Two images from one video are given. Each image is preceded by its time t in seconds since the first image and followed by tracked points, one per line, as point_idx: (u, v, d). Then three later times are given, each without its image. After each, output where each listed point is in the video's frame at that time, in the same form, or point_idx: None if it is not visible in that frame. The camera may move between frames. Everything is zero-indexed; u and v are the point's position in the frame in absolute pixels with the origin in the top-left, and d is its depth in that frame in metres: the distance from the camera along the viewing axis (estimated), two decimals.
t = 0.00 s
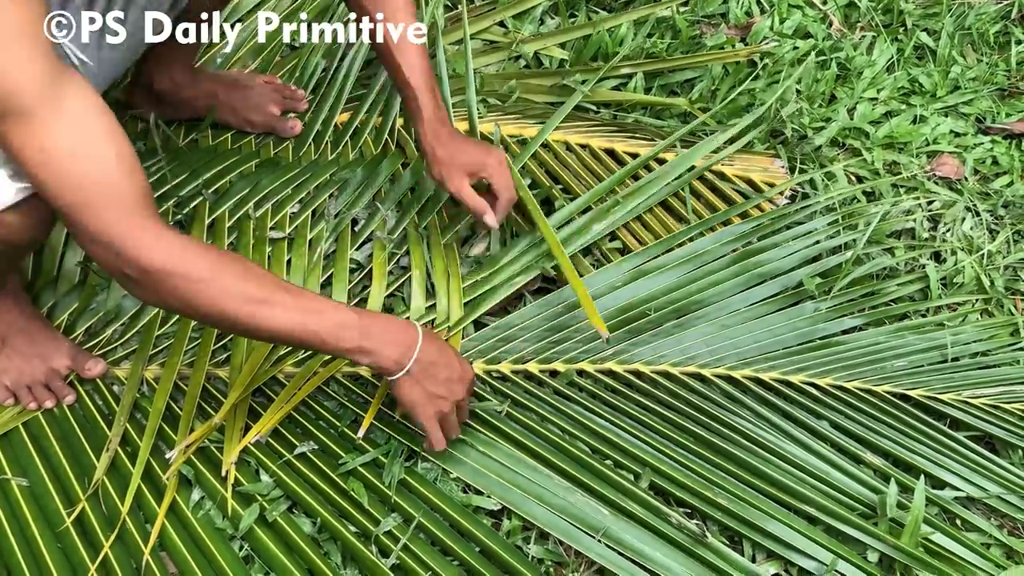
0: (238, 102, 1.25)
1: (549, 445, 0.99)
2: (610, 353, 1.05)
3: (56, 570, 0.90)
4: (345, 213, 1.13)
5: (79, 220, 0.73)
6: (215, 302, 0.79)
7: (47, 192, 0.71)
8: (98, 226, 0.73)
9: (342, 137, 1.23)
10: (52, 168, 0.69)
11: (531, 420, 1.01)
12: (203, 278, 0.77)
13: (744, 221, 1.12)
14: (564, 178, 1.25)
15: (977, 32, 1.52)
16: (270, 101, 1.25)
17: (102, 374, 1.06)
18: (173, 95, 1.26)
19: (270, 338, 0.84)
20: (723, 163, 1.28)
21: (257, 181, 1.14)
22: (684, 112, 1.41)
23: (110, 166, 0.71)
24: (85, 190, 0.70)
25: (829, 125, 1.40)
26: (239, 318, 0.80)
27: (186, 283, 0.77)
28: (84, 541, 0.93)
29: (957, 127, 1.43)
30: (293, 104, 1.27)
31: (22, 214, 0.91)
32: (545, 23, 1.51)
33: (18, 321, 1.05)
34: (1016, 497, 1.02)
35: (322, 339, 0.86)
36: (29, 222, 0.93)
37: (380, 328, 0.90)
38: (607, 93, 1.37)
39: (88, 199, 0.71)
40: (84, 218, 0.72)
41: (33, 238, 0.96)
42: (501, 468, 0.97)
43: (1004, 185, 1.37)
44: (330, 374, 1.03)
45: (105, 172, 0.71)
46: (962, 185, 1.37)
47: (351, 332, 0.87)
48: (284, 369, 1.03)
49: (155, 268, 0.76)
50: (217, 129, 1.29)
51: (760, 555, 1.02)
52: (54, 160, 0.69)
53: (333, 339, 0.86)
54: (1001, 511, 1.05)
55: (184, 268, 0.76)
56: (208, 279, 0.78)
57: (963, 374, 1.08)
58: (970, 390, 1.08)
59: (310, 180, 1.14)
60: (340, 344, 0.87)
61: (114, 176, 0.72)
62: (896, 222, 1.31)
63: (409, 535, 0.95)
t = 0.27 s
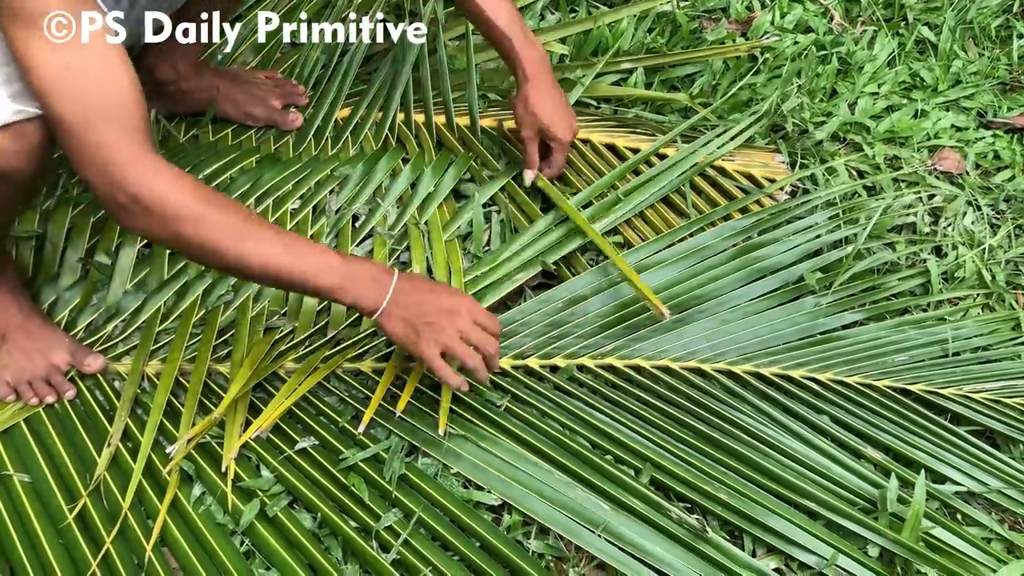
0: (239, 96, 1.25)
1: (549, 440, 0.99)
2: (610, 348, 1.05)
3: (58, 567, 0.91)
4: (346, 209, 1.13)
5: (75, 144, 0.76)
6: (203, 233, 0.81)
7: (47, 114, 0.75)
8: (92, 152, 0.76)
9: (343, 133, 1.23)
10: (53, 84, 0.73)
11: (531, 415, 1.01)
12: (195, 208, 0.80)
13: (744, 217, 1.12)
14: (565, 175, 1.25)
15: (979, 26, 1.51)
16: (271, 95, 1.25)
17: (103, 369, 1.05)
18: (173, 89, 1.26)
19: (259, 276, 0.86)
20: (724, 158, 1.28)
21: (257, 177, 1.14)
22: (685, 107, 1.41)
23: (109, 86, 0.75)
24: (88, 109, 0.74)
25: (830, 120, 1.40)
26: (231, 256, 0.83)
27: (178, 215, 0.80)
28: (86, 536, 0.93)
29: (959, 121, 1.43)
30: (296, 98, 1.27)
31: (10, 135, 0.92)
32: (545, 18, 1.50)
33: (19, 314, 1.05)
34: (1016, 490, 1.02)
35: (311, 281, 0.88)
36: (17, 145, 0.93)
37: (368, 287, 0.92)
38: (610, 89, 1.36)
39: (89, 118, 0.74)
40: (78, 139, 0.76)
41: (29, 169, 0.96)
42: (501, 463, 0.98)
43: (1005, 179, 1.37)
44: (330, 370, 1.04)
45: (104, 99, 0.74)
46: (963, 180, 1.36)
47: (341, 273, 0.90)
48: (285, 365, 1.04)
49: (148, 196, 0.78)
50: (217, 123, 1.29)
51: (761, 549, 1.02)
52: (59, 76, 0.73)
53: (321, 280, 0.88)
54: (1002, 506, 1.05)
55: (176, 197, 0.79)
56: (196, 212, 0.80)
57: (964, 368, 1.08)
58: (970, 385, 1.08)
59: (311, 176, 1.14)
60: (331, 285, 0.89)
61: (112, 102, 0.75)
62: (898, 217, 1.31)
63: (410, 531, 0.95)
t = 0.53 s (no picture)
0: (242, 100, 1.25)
1: (549, 442, 0.99)
2: (611, 350, 1.06)
3: (58, 568, 0.91)
4: (347, 212, 1.14)
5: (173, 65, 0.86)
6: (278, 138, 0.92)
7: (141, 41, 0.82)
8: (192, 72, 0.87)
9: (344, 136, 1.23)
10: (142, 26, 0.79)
11: (531, 416, 1.01)
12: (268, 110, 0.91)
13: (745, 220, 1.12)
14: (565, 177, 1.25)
15: (978, 30, 1.51)
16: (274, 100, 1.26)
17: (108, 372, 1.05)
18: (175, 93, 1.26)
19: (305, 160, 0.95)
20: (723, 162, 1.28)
21: (259, 180, 1.15)
22: (684, 111, 1.41)
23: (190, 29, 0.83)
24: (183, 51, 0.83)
25: (829, 123, 1.41)
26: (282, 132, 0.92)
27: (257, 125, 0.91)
28: (87, 537, 0.93)
29: (958, 125, 1.43)
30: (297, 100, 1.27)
31: (50, 125, 0.80)
32: (545, 21, 1.51)
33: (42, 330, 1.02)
34: (1014, 493, 1.02)
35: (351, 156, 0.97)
36: (66, 136, 0.81)
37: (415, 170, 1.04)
38: (611, 92, 1.35)
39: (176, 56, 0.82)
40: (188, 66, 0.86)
41: (78, 162, 0.84)
42: (501, 464, 0.98)
43: (1004, 182, 1.37)
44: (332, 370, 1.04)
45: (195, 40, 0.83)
46: (962, 183, 1.37)
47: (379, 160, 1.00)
48: (288, 364, 1.04)
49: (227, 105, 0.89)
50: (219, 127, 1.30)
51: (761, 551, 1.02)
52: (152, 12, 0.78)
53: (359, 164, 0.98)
54: (1001, 508, 1.05)
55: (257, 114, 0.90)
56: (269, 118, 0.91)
57: (964, 371, 1.08)
58: (971, 388, 1.08)
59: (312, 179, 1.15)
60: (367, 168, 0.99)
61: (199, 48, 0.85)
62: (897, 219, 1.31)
63: (409, 532, 0.95)
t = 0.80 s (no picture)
0: (242, 101, 1.25)
1: (548, 443, 0.99)
2: (610, 352, 1.06)
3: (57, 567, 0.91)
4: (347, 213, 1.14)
5: (186, 194, 0.79)
6: (302, 236, 0.88)
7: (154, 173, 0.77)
8: (211, 199, 0.80)
9: (344, 137, 1.23)
10: (153, 146, 0.75)
11: (530, 417, 1.01)
12: (292, 209, 0.86)
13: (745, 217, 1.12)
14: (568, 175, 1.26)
15: (977, 30, 1.51)
16: (273, 98, 1.25)
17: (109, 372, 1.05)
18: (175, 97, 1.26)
19: (345, 254, 0.93)
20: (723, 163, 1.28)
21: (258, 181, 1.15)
22: (683, 111, 1.41)
23: (192, 123, 0.77)
24: (196, 155, 0.77)
25: (829, 123, 1.41)
26: (324, 239, 0.89)
27: (289, 224, 0.86)
28: (85, 537, 0.93)
29: (957, 125, 1.43)
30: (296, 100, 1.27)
31: (85, 216, 0.83)
32: (544, 22, 1.51)
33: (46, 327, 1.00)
34: (1014, 492, 1.02)
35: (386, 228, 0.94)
36: (101, 218, 0.84)
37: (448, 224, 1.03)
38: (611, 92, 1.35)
39: (191, 166, 0.77)
40: (205, 193, 0.80)
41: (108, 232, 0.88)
42: (501, 465, 0.98)
43: (1003, 182, 1.37)
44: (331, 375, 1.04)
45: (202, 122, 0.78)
46: (961, 183, 1.37)
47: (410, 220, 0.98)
48: (288, 369, 1.04)
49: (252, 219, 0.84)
50: (218, 127, 1.30)
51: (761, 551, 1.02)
52: (156, 116, 0.74)
53: (394, 232, 0.95)
54: (1001, 508, 1.04)
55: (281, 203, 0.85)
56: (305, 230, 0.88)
57: (963, 371, 1.08)
58: (969, 388, 1.08)
59: (312, 179, 1.15)
60: (404, 235, 0.96)
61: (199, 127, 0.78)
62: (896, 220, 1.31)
63: (409, 533, 0.95)
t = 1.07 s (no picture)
0: (243, 102, 1.25)
1: (550, 445, 0.99)
2: (612, 353, 1.06)
3: (58, 566, 0.90)
4: (347, 213, 1.14)
5: (176, 258, 0.79)
6: (296, 288, 0.88)
7: (141, 242, 0.76)
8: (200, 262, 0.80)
9: (345, 138, 1.23)
10: (138, 220, 0.74)
11: (532, 419, 1.01)
12: (282, 266, 0.85)
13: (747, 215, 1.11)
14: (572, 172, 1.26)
15: (979, 29, 1.51)
16: (273, 99, 1.25)
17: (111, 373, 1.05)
18: (177, 99, 1.26)
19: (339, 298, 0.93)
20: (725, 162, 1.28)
21: (258, 182, 1.14)
22: (685, 110, 1.41)
23: (177, 191, 0.75)
24: (183, 226, 0.76)
25: (831, 123, 1.40)
26: (317, 288, 0.89)
27: (280, 280, 0.86)
28: (87, 537, 0.93)
29: (959, 125, 1.43)
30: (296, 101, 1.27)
31: (75, 274, 0.84)
32: (546, 22, 1.51)
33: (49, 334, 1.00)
34: (1017, 493, 1.02)
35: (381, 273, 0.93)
36: (89, 274, 0.86)
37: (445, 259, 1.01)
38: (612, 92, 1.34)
39: (178, 236, 0.76)
40: (194, 258, 0.79)
41: (97, 284, 0.89)
42: (503, 466, 0.97)
43: (1005, 182, 1.37)
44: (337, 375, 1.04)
45: (188, 187, 0.77)
46: (964, 183, 1.37)
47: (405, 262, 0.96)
48: (291, 371, 1.04)
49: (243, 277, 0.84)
50: (219, 128, 1.30)
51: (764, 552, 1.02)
52: (140, 190, 0.73)
53: (389, 273, 0.94)
54: (1004, 508, 1.04)
55: (271, 261, 0.84)
56: (297, 283, 0.87)
57: (966, 371, 1.08)
58: (972, 388, 1.07)
59: (314, 180, 1.15)
60: (398, 278, 0.95)
61: (184, 193, 0.76)
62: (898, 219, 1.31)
63: (411, 534, 0.95)
